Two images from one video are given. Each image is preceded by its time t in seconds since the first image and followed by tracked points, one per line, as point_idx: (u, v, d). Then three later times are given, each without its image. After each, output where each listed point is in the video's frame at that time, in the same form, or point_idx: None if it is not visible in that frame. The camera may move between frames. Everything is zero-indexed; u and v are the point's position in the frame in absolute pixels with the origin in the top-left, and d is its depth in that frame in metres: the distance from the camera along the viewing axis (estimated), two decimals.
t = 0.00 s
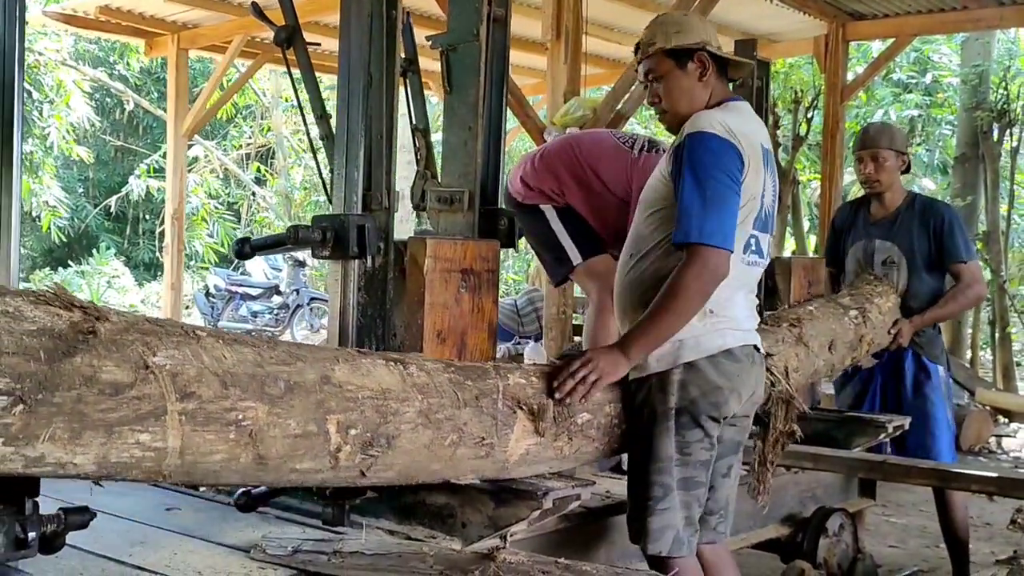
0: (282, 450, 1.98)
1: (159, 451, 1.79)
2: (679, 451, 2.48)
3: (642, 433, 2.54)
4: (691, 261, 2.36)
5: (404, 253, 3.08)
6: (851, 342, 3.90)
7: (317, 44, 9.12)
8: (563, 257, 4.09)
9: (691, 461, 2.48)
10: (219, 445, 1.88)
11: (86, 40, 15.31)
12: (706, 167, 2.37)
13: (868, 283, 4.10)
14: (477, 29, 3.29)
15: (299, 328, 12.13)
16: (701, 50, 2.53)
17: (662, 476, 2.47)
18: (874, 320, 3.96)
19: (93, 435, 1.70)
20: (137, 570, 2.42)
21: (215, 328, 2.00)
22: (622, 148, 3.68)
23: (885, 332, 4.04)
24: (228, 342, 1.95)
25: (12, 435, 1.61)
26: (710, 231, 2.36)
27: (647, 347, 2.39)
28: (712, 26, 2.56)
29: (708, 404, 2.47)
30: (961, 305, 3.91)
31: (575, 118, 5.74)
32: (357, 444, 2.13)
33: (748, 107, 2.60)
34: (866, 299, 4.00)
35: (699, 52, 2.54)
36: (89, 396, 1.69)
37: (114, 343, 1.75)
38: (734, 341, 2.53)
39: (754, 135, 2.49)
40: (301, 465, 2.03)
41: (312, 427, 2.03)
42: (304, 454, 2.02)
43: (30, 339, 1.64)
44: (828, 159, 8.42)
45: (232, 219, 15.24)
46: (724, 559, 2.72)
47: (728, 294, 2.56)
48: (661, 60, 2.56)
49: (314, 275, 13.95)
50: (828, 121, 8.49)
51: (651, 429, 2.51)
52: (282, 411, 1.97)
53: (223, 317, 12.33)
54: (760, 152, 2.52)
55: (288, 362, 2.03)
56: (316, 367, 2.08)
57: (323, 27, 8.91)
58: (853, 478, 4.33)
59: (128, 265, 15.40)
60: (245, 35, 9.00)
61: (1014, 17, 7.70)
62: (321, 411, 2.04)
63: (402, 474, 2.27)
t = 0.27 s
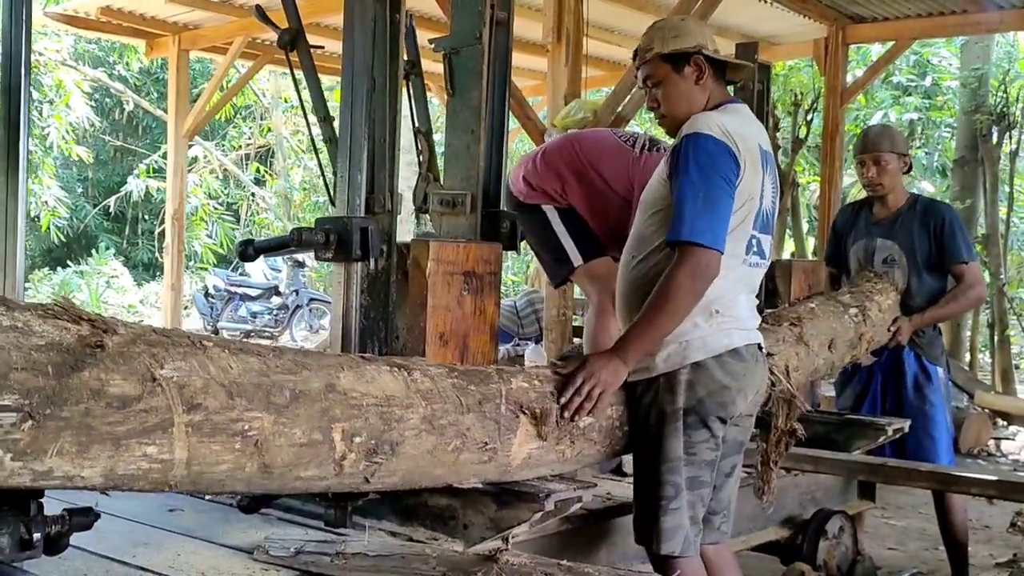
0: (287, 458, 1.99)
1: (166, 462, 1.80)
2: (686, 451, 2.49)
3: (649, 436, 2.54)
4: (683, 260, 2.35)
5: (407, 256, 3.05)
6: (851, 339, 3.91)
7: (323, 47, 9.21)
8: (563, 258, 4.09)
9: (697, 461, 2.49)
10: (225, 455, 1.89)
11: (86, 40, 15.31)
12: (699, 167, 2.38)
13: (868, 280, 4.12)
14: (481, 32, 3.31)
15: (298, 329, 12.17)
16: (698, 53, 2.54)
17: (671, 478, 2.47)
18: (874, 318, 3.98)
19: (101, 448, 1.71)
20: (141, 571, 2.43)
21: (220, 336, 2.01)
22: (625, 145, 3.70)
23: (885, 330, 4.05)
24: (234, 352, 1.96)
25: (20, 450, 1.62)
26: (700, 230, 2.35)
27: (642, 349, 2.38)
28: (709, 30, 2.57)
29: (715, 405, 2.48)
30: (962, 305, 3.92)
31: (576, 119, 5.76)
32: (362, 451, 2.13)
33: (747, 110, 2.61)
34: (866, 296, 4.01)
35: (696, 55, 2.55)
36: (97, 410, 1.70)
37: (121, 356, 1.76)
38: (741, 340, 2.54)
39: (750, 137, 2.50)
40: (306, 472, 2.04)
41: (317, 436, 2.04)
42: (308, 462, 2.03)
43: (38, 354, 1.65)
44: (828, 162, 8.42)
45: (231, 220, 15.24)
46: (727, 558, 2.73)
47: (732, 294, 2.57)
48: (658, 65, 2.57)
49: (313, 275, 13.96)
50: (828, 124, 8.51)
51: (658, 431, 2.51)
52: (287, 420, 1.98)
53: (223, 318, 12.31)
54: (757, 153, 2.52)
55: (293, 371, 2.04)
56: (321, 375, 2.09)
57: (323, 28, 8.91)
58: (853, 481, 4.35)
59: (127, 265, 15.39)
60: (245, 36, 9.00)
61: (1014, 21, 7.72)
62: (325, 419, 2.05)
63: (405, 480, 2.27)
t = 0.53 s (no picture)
0: (291, 461, 2.00)
1: (171, 466, 1.81)
2: (682, 452, 2.50)
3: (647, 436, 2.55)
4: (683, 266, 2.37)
5: (408, 256, 3.06)
6: (849, 342, 3.93)
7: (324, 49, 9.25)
8: (562, 259, 4.08)
9: (694, 462, 2.51)
10: (230, 459, 1.90)
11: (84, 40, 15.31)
12: (693, 173, 2.39)
13: (866, 282, 4.13)
14: (481, 35, 3.31)
15: (295, 330, 12.17)
16: (686, 58, 2.56)
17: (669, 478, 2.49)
18: (872, 320, 3.99)
19: (107, 452, 1.72)
20: (142, 572, 2.44)
21: (225, 339, 2.02)
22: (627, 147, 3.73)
23: (883, 333, 4.07)
24: (239, 355, 1.97)
25: (27, 453, 1.63)
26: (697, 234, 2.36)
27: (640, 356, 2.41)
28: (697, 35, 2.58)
29: (712, 406, 2.50)
30: (959, 309, 3.94)
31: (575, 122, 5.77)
32: (365, 454, 2.15)
33: (740, 111, 2.62)
34: (864, 299, 4.02)
35: (684, 60, 2.56)
36: (103, 414, 1.71)
37: (128, 360, 1.77)
38: (738, 342, 2.56)
39: (744, 138, 2.51)
40: (309, 475, 2.05)
41: (320, 439, 2.05)
42: (312, 465, 2.04)
43: (45, 358, 1.66)
44: (826, 165, 8.43)
45: (228, 220, 15.24)
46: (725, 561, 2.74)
47: (730, 296, 2.58)
48: (648, 71, 2.60)
49: (311, 276, 13.95)
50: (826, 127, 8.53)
51: (655, 432, 2.53)
52: (291, 423, 1.99)
53: (221, 319, 12.29)
54: (752, 153, 2.53)
55: (297, 374, 2.05)
56: (326, 379, 2.10)
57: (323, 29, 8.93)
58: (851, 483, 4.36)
59: (124, 265, 15.38)
60: (244, 38, 9.00)
61: (1012, 24, 7.73)
62: (329, 423, 2.07)
63: (407, 482, 2.28)
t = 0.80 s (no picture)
0: (293, 461, 2.01)
1: (173, 464, 1.82)
2: (670, 457, 2.51)
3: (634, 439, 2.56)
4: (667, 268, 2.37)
5: (407, 257, 3.08)
6: (847, 343, 3.94)
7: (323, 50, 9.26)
8: (562, 259, 4.10)
9: (680, 469, 2.52)
10: (232, 458, 1.91)
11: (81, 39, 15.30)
12: (680, 178, 2.40)
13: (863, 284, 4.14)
14: (481, 36, 3.32)
15: (293, 329, 12.19)
16: (669, 61, 2.56)
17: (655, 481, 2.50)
18: (869, 321, 3.99)
19: (110, 451, 1.73)
20: (142, 570, 2.44)
21: (228, 338, 2.03)
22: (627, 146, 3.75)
23: (880, 334, 4.08)
24: (241, 354, 1.98)
25: (31, 452, 1.64)
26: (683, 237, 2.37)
27: (615, 348, 2.39)
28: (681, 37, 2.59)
29: (705, 412, 2.51)
30: (956, 311, 3.95)
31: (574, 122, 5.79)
32: (366, 454, 2.16)
33: (725, 111, 2.63)
34: (861, 300, 4.03)
35: (668, 64, 2.57)
36: (108, 412, 1.72)
37: (132, 359, 1.78)
38: (735, 347, 2.56)
39: (731, 139, 2.52)
40: (310, 474, 2.06)
41: (322, 439, 2.06)
42: (313, 464, 2.05)
43: (50, 357, 1.67)
44: (824, 166, 8.44)
45: (226, 221, 15.24)
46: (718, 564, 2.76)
47: (726, 300, 2.57)
48: (633, 76, 2.60)
49: (309, 276, 13.94)
50: (824, 128, 8.54)
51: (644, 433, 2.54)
52: (293, 423, 2.00)
53: (218, 318, 12.28)
54: (739, 154, 2.54)
55: (299, 374, 2.06)
56: (327, 379, 2.10)
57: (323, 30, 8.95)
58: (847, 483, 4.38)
59: (121, 265, 15.36)
60: (243, 38, 9.01)
61: (1010, 26, 7.74)
62: (331, 422, 2.07)
63: (408, 481, 2.30)
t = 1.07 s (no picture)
0: (294, 457, 2.02)
1: (176, 460, 1.83)
2: (672, 478, 2.50)
3: (632, 464, 2.51)
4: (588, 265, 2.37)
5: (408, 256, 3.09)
6: (846, 345, 3.95)
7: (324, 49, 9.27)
8: (563, 258, 4.14)
9: (681, 489, 2.52)
10: (234, 454, 1.91)
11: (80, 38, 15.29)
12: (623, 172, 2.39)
13: (863, 286, 4.14)
14: (482, 35, 3.32)
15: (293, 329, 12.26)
16: (623, 64, 2.58)
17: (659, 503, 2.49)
18: (869, 323, 4.01)
19: (113, 446, 1.73)
20: (143, 568, 2.45)
21: (231, 335, 2.03)
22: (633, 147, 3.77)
23: (880, 336, 4.10)
24: (245, 351, 1.98)
25: (35, 447, 1.64)
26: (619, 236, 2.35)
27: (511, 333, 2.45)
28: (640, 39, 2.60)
29: (704, 426, 2.54)
30: (955, 311, 3.95)
31: (574, 122, 5.80)
32: (368, 451, 2.17)
33: (690, 113, 2.64)
34: (861, 302, 4.03)
35: (622, 66, 2.58)
36: (111, 408, 1.72)
37: (136, 355, 1.78)
38: (727, 355, 2.59)
39: (694, 142, 2.52)
40: (312, 471, 2.06)
41: (323, 435, 2.06)
42: (315, 461, 2.06)
43: (54, 351, 1.67)
44: (823, 165, 8.43)
45: (225, 220, 15.23)
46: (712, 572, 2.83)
47: (713, 308, 2.58)
48: (587, 80, 2.63)
49: (308, 275, 13.95)
50: (823, 127, 8.54)
51: (643, 455, 2.50)
52: (296, 420, 2.01)
53: (218, 319, 12.22)
54: (705, 157, 2.54)
55: (302, 371, 2.06)
56: (330, 375, 2.11)
57: (325, 29, 8.96)
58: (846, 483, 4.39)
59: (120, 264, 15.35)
60: (243, 36, 9.00)
61: (1010, 27, 7.74)
62: (333, 420, 2.08)
63: (409, 479, 2.30)
